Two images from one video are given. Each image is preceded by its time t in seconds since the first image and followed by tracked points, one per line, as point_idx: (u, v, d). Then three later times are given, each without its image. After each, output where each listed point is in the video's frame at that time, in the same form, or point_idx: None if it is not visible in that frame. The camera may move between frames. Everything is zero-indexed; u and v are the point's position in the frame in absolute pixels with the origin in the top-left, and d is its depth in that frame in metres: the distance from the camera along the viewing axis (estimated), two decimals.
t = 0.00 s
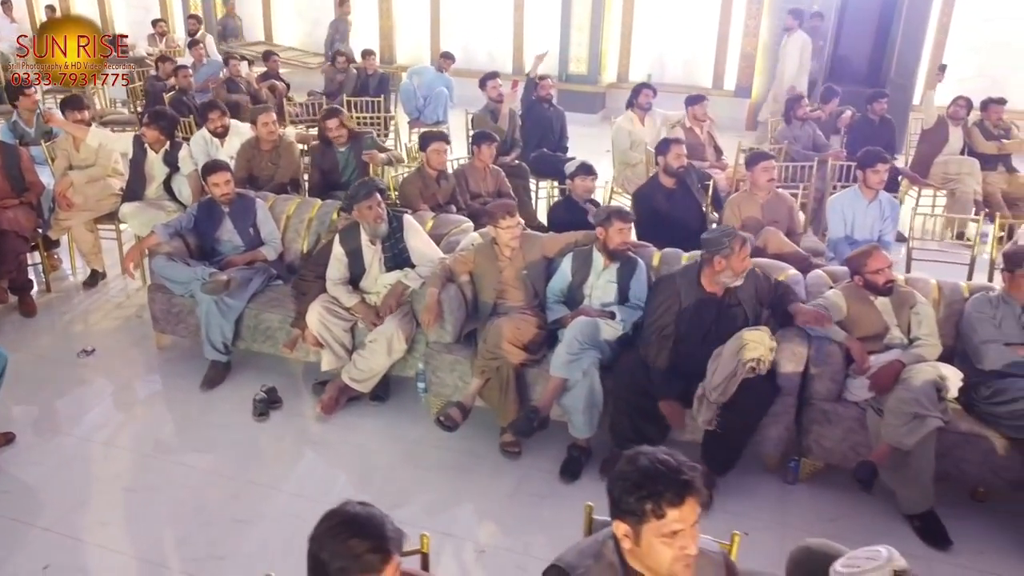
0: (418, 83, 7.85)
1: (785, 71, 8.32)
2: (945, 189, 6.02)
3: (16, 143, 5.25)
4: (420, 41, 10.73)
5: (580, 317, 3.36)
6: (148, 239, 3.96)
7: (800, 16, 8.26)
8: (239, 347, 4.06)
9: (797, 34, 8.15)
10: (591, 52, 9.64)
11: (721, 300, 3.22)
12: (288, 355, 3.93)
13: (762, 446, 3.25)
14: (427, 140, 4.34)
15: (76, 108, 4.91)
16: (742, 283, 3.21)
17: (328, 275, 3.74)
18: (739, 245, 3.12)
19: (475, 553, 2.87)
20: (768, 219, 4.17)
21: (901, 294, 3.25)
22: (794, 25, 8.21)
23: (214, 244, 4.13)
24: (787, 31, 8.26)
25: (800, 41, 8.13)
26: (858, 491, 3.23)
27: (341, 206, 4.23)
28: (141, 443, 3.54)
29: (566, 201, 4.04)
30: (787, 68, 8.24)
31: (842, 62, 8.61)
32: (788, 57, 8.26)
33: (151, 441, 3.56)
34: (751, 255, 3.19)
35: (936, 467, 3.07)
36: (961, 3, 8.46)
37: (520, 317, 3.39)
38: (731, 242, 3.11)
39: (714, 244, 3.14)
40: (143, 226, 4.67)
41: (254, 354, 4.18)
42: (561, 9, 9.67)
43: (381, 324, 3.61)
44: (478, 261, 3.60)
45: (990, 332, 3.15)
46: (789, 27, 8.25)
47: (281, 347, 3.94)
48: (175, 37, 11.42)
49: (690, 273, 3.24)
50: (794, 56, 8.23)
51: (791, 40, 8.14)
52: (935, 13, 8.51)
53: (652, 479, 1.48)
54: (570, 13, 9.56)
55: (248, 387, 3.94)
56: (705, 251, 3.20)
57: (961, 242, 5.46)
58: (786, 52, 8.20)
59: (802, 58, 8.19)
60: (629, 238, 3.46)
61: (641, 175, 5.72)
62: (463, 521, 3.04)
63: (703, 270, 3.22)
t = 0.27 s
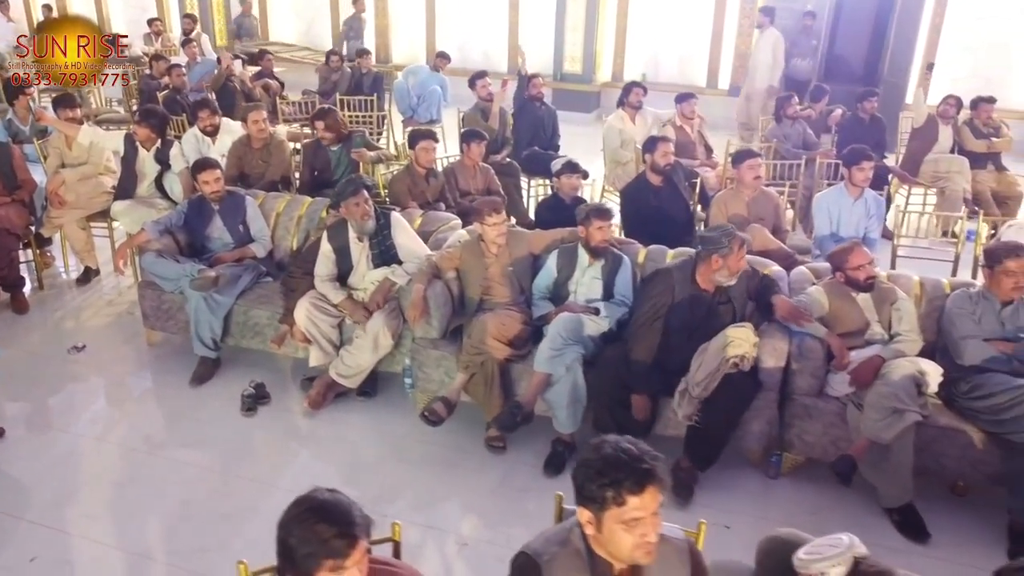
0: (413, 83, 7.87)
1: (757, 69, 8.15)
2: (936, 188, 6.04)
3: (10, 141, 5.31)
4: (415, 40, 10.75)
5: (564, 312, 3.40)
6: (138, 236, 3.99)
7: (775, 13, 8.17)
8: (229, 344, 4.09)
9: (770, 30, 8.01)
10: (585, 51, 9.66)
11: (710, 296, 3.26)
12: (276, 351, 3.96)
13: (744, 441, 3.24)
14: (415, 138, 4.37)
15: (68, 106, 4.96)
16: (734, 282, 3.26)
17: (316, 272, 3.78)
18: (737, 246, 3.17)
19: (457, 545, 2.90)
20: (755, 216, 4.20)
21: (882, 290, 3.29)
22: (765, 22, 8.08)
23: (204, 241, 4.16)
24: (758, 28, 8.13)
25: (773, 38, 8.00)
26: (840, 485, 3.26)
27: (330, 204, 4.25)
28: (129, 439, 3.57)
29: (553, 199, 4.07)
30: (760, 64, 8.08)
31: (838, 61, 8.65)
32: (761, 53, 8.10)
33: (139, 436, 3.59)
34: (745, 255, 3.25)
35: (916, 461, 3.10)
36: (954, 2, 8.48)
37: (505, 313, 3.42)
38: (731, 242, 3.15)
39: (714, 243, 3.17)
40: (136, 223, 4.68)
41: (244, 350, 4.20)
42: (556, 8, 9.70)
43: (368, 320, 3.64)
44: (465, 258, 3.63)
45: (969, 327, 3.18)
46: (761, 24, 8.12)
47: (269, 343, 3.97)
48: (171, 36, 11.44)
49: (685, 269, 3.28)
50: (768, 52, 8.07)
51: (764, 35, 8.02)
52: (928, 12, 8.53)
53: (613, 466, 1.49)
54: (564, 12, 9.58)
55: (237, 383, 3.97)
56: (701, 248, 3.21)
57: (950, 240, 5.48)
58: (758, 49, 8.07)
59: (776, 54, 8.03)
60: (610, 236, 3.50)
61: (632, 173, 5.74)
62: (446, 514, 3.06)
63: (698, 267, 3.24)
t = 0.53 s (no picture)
0: (406, 82, 7.90)
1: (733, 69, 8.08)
2: (925, 186, 6.08)
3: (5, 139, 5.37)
4: (410, 39, 10.78)
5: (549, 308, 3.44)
6: (129, 233, 4.03)
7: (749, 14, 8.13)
8: (219, 339, 4.13)
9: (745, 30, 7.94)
10: (580, 50, 9.70)
11: (699, 294, 3.30)
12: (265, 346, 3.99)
13: (727, 435, 3.29)
14: (405, 136, 4.41)
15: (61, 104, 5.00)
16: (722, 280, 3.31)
17: (305, 268, 3.81)
18: (729, 248, 3.22)
19: (440, 537, 2.93)
20: (741, 213, 4.23)
21: (863, 286, 3.33)
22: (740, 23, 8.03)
23: (195, 238, 4.19)
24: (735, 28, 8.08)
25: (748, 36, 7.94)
26: (821, 478, 3.29)
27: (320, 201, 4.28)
28: (118, 433, 3.60)
29: (540, 196, 4.10)
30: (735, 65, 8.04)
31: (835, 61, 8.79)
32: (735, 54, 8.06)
33: (128, 431, 3.62)
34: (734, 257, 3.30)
35: (895, 455, 3.14)
36: (946, 1, 8.50)
37: (491, 308, 3.45)
38: (722, 244, 3.20)
39: (706, 244, 3.20)
40: (129, 221, 4.73)
41: (234, 346, 4.24)
42: (551, 7, 9.73)
43: (357, 316, 3.68)
44: (453, 254, 3.66)
45: (948, 323, 3.22)
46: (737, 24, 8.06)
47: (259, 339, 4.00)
48: (168, 36, 11.47)
49: (676, 267, 3.30)
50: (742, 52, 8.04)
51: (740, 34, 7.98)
52: (921, 11, 8.55)
53: (575, 456, 1.50)
54: (558, 11, 9.61)
55: (227, 378, 4.01)
56: (691, 247, 3.24)
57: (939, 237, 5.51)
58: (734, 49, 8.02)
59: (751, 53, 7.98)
60: (593, 233, 3.55)
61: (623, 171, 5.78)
62: (430, 507, 3.10)
63: (688, 266, 3.26)
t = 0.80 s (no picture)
0: (402, 81, 7.95)
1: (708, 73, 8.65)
2: (917, 184, 6.11)
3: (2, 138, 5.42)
4: (407, 38, 10.81)
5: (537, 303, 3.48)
6: (123, 230, 4.06)
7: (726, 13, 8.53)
8: (211, 336, 4.16)
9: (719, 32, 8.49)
10: (576, 49, 9.73)
11: (687, 290, 3.34)
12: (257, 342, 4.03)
13: (713, 430, 3.33)
14: (397, 134, 4.44)
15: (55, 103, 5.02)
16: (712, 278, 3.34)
17: (296, 264, 3.84)
18: (719, 245, 3.25)
19: (427, 530, 2.96)
20: (731, 211, 4.27)
21: (847, 280, 3.36)
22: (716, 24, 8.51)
23: (188, 235, 4.22)
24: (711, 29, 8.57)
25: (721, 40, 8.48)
26: (807, 473, 3.32)
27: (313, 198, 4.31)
28: (111, 428, 3.63)
29: (531, 193, 4.13)
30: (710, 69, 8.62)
31: (833, 61, 8.82)
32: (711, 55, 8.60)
33: (120, 426, 3.65)
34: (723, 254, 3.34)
35: (878, 449, 3.17)
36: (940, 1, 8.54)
37: (480, 304, 3.49)
38: (713, 240, 3.23)
39: (697, 239, 3.24)
40: (123, 218, 4.75)
41: (227, 342, 4.27)
42: (547, 6, 9.77)
43: (348, 312, 3.72)
44: (443, 251, 3.69)
45: (933, 318, 3.24)
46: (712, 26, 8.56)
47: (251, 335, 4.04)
48: (165, 35, 11.50)
49: (666, 262, 3.34)
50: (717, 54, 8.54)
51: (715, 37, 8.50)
52: (915, 10, 8.58)
53: (544, 448, 1.50)
54: (555, 10, 9.66)
55: (219, 374, 4.04)
56: (683, 244, 3.28)
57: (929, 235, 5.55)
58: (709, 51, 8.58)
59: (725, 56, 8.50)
60: (581, 230, 3.59)
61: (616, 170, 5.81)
62: (418, 500, 3.13)
63: (679, 263, 3.30)
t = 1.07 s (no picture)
0: (397, 80, 8.00)
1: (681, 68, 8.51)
2: (908, 182, 6.14)
3: None
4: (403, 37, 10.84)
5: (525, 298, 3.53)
6: (117, 226, 4.11)
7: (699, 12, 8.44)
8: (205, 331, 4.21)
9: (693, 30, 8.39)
10: (571, 48, 9.76)
11: (676, 282, 3.41)
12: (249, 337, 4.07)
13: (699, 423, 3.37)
14: (389, 131, 4.49)
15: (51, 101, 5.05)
16: (700, 271, 3.41)
17: (289, 260, 3.89)
18: (707, 238, 3.29)
19: (414, 521, 3.00)
20: (719, 208, 4.31)
21: (831, 275, 3.39)
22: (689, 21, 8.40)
23: (182, 232, 4.26)
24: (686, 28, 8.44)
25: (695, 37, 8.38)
26: (791, 466, 3.36)
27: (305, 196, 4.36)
28: (104, 422, 3.68)
29: (521, 191, 4.18)
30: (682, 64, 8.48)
31: (830, 60, 8.79)
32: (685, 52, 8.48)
33: (114, 420, 3.69)
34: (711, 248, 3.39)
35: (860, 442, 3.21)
36: None
37: (469, 300, 3.54)
38: (700, 233, 3.28)
39: (684, 233, 3.30)
40: (118, 215, 4.79)
41: (220, 338, 4.32)
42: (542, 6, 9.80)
43: (339, 308, 3.75)
44: (433, 247, 3.74)
45: (914, 313, 3.29)
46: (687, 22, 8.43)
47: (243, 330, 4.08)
48: (163, 35, 11.54)
49: (658, 254, 3.41)
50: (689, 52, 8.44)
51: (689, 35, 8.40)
52: (909, 10, 8.61)
53: (515, 433, 1.56)
54: (551, 10, 9.71)
55: (212, 369, 4.08)
56: (672, 238, 3.34)
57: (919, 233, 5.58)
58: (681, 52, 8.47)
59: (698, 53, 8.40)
60: (569, 226, 3.64)
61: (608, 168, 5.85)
62: (406, 492, 3.17)
63: (669, 256, 3.36)
